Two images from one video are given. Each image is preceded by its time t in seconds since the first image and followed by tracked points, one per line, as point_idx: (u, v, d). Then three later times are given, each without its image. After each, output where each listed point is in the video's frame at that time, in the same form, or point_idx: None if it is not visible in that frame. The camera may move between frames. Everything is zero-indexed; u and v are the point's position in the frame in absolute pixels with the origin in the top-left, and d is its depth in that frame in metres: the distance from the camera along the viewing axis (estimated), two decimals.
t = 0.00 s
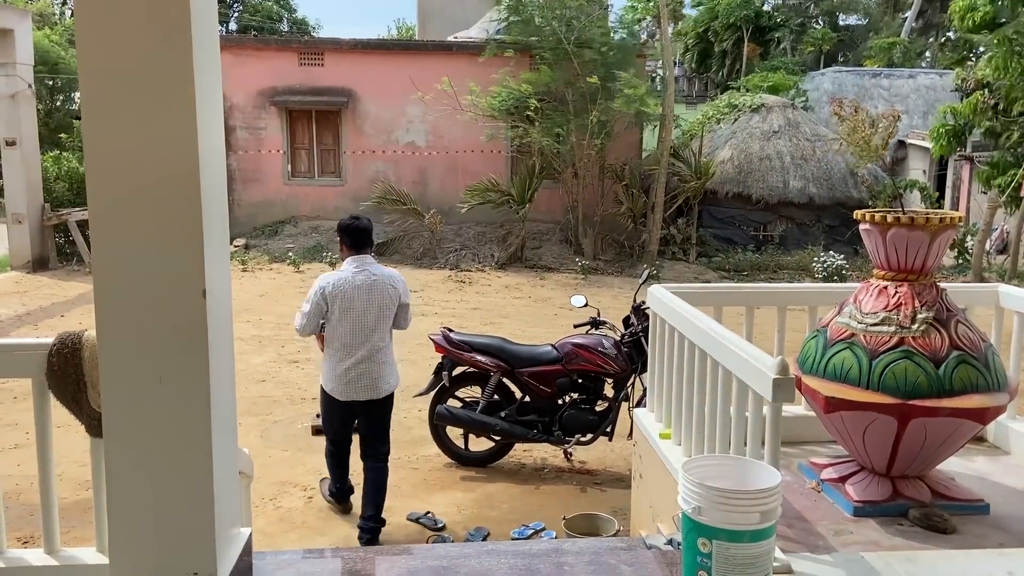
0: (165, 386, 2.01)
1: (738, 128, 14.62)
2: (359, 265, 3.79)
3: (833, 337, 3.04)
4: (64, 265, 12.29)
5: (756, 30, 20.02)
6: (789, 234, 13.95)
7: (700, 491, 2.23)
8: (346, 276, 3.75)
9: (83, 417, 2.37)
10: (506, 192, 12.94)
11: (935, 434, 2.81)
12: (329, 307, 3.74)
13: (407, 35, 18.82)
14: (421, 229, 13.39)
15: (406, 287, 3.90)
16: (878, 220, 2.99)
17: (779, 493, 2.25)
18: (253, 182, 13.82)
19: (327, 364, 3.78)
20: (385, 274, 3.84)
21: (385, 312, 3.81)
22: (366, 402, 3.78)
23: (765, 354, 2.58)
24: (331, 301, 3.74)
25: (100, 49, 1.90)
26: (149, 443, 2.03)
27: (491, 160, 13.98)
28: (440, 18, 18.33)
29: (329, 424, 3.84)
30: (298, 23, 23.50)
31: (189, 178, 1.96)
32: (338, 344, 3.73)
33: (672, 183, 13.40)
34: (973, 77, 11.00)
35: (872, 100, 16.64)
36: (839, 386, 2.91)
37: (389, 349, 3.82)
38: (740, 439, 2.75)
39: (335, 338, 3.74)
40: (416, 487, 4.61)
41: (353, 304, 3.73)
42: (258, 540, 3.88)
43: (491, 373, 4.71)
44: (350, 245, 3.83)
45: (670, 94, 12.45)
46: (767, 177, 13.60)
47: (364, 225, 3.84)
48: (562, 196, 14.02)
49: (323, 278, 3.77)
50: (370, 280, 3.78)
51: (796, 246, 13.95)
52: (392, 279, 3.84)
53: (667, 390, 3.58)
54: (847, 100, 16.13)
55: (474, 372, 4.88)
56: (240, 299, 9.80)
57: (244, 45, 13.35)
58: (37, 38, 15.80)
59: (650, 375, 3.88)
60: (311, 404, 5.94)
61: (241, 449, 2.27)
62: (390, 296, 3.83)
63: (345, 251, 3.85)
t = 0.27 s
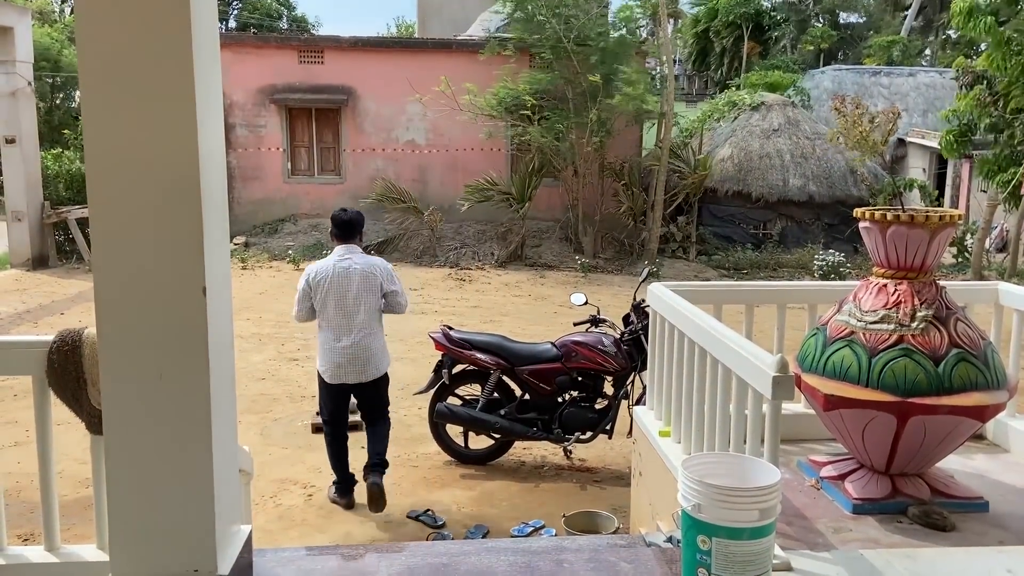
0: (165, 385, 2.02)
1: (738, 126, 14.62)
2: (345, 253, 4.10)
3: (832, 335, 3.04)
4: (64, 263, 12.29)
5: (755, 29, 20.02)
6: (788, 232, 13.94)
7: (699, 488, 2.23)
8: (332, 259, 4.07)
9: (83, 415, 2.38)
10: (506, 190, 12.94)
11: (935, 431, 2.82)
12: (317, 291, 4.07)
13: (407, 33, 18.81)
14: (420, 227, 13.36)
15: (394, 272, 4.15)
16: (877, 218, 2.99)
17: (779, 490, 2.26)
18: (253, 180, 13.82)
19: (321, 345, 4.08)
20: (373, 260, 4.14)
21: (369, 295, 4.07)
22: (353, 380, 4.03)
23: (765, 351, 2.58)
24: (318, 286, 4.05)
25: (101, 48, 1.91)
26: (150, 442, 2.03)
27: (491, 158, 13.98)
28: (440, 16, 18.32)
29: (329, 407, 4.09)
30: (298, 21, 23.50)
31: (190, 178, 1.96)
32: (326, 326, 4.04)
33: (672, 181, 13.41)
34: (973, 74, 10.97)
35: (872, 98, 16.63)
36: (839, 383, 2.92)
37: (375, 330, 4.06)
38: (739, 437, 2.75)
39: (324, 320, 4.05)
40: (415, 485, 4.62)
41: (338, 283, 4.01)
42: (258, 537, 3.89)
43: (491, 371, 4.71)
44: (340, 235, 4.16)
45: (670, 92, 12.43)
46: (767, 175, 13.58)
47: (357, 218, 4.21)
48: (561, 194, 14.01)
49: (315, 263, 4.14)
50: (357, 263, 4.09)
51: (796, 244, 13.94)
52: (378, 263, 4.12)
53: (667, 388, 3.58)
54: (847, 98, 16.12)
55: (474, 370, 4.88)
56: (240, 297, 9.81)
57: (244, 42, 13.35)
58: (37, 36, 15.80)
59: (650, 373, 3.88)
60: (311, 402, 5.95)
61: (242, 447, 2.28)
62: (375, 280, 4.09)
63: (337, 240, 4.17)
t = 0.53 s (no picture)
0: (167, 384, 2.02)
1: (738, 124, 14.61)
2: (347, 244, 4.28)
3: (833, 333, 3.04)
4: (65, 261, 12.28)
5: (755, 27, 20.02)
6: (789, 230, 13.92)
7: (700, 487, 2.23)
8: (333, 250, 4.25)
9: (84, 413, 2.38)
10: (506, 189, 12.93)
11: (935, 430, 2.82)
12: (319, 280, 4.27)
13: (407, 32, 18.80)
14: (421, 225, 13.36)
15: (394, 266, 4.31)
16: (877, 216, 2.99)
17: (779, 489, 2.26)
18: (253, 179, 13.81)
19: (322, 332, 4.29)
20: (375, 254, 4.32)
21: (366, 286, 4.23)
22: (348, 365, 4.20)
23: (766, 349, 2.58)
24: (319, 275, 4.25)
25: (102, 47, 1.91)
26: (150, 442, 2.04)
27: (491, 157, 13.98)
28: (440, 14, 18.32)
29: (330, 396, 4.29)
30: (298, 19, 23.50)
31: (192, 177, 1.96)
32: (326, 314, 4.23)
33: (673, 179, 13.42)
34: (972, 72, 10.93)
35: (872, 96, 16.62)
36: (840, 382, 2.92)
37: (369, 320, 4.22)
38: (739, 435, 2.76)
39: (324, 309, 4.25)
40: (416, 483, 4.63)
41: (336, 271, 4.19)
42: (260, 536, 3.89)
43: (491, 370, 4.71)
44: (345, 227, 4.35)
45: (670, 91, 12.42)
46: (767, 173, 13.57)
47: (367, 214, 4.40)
48: (562, 192, 14.01)
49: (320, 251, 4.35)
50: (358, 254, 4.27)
51: (797, 242, 13.93)
52: (377, 255, 4.28)
53: (667, 387, 3.58)
54: (847, 96, 16.11)
55: (474, 369, 4.88)
56: (241, 296, 9.81)
57: (244, 41, 13.34)
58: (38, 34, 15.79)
59: (650, 371, 3.88)
60: (311, 401, 5.96)
61: (243, 446, 2.28)
62: (371, 271, 4.25)
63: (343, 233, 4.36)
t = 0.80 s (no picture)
0: (168, 382, 2.02)
1: (739, 122, 14.59)
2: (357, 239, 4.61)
3: (835, 331, 3.04)
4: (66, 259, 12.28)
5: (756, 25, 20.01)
6: (790, 229, 13.90)
7: (702, 485, 2.23)
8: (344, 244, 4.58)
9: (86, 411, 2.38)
10: (506, 188, 12.92)
11: (936, 427, 2.82)
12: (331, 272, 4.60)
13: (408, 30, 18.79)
14: (422, 224, 13.37)
15: (398, 260, 4.59)
16: (879, 214, 2.98)
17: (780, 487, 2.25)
18: (254, 177, 13.81)
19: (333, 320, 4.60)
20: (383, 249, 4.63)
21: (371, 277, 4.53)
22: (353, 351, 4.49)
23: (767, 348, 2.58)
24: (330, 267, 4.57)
25: (104, 46, 1.91)
26: (151, 441, 2.04)
27: (493, 155, 13.97)
28: (440, 12, 18.31)
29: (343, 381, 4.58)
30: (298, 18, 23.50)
31: (193, 176, 1.96)
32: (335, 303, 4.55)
33: (674, 177, 13.42)
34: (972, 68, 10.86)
35: (873, 95, 16.60)
36: (841, 380, 2.92)
37: (374, 309, 4.51)
38: (740, 432, 2.76)
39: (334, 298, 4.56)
40: (417, 480, 4.63)
41: (344, 262, 4.51)
42: (261, 534, 3.89)
43: (492, 368, 4.71)
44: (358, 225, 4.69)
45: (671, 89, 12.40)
46: (768, 171, 13.56)
47: (380, 211, 4.72)
48: (563, 190, 14.02)
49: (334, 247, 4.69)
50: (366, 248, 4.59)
51: (798, 240, 13.90)
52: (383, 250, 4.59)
53: (668, 385, 3.58)
54: (849, 94, 16.09)
55: (475, 367, 4.88)
56: (242, 294, 9.81)
57: (245, 39, 13.33)
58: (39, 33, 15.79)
59: (652, 369, 3.88)
60: (312, 399, 5.96)
61: (244, 444, 2.28)
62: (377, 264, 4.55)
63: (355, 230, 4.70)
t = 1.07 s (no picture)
0: (170, 381, 2.02)
1: (741, 120, 14.58)
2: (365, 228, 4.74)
3: (836, 330, 3.04)
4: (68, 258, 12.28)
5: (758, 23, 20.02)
6: (792, 227, 13.87)
7: (704, 483, 2.23)
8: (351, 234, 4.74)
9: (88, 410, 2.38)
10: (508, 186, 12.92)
11: (938, 426, 2.82)
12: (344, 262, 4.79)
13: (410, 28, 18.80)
14: (423, 222, 13.37)
15: (398, 245, 4.63)
16: (881, 212, 2.98)
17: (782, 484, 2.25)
18: (255, 176, 13.82)
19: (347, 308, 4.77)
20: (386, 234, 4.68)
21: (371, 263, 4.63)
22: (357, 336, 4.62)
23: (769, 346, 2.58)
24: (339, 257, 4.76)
25: (106, 45, 1.91)
26: (153, 439, 2.04)
27: (495, 154, 13.97)
28: (442, 11, 18.31)
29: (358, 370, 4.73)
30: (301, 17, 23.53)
31: (195, 175, 1.96)
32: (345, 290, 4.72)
33: (676, 176, 13.43)
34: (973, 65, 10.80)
35: (876, 93, 16.58)
36: (843, 378, 2.92)
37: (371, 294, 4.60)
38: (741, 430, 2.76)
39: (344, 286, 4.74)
40: (419, 479, 4.63)
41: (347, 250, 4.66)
42: (263, 532, 3.90)
43: (494, 366, 4.71)
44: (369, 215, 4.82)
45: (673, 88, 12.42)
46: (770, 169, 13.55)
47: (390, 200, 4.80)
48: (564, 188, 14.02)
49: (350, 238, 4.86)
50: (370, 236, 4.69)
51: (800, 239, 13.88)
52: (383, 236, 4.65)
53: (670, 384, 3.58)
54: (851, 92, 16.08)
55: (477, 365, 4.88)
56: (244, 293, 9.81)
57: (246, 38, 13.34)
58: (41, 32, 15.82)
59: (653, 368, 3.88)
60: (315, 397, 5.96)
61: (246, 443, 2.29)
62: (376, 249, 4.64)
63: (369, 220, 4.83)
